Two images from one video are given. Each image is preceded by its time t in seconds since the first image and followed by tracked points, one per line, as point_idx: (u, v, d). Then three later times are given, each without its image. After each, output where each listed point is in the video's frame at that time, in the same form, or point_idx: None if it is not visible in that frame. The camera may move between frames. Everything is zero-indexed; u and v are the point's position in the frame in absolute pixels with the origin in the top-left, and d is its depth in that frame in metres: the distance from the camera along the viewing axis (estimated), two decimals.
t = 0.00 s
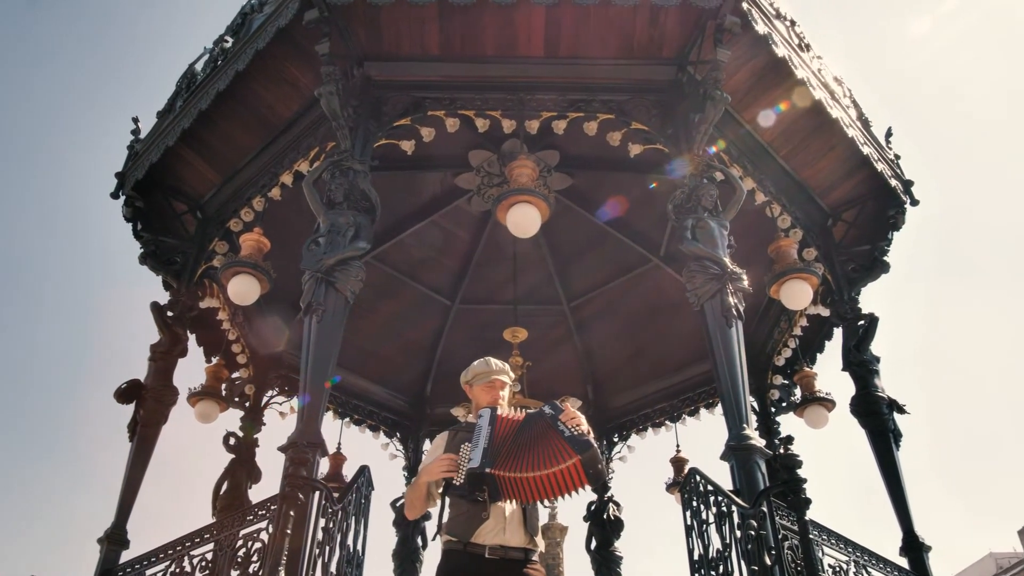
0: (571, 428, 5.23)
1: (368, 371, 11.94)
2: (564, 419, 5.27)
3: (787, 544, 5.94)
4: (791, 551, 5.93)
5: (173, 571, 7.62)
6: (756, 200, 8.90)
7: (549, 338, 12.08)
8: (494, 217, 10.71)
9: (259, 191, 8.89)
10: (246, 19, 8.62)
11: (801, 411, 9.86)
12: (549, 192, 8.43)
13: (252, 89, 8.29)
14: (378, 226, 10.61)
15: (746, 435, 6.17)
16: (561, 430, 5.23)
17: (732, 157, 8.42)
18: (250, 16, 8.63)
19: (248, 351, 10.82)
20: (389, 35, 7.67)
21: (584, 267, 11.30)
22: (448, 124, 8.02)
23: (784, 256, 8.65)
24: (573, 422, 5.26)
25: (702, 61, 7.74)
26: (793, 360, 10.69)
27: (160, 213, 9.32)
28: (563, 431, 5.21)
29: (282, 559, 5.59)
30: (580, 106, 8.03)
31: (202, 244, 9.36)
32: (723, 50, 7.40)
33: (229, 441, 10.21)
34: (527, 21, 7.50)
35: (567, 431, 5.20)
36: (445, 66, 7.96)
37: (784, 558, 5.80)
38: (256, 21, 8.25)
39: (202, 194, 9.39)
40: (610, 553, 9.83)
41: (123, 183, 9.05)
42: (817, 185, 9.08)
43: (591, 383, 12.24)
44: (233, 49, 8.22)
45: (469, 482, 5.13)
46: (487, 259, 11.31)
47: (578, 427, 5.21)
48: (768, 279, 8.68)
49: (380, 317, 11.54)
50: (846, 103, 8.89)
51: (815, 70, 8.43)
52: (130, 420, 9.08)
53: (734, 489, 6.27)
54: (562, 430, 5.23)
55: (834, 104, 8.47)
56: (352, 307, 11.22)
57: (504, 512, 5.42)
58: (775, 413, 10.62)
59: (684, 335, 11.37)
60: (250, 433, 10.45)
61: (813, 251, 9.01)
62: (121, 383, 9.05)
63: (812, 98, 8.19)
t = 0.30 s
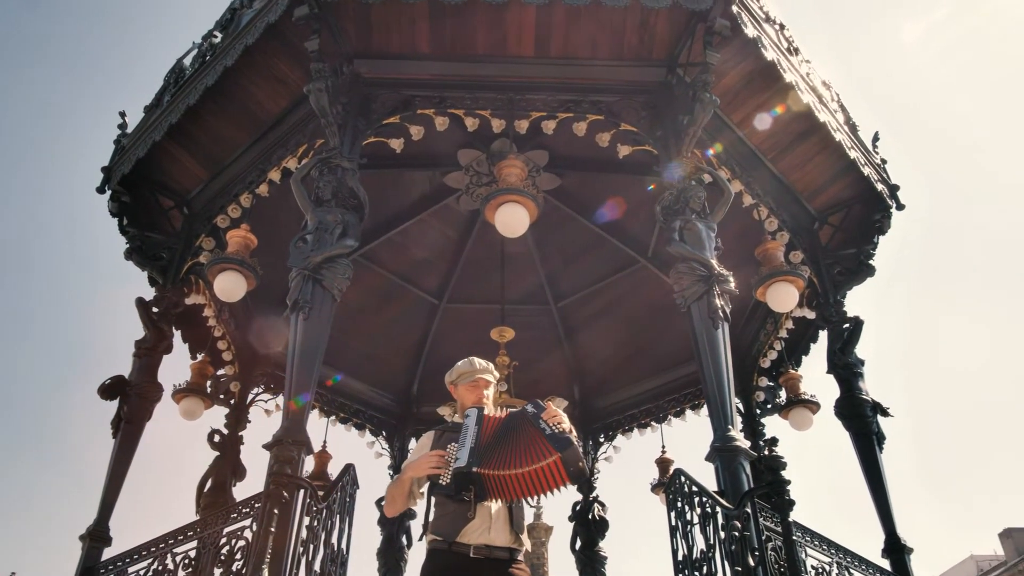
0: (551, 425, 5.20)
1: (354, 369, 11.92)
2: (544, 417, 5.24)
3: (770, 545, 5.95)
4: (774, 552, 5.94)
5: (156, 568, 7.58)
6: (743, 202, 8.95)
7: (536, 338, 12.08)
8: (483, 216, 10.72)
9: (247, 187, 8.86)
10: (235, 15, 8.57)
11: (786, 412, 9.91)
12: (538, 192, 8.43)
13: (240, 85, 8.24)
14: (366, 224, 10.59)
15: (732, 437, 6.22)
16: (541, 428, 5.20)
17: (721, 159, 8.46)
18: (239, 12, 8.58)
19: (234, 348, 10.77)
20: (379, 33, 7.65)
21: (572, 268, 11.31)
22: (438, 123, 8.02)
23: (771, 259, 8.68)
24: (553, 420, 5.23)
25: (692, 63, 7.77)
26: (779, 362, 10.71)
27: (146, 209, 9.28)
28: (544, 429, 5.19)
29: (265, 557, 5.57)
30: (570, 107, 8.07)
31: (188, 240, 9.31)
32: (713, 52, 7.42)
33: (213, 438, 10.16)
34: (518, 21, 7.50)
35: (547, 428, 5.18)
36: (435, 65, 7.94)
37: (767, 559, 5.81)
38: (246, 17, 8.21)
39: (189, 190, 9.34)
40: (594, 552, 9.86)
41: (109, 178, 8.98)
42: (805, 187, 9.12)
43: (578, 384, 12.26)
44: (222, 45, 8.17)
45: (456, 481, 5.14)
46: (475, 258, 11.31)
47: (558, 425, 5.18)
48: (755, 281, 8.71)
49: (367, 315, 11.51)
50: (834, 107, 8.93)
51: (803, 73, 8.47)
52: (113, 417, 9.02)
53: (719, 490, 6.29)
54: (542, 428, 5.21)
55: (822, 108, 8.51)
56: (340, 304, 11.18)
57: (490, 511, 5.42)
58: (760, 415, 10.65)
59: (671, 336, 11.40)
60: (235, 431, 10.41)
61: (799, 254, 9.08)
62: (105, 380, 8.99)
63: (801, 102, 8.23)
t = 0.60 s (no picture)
0: (532, 424, 5.23)
1: (341, 367, 11.88)
2: (526, 416, 5.27)
3: (754, 546, 5.98)
4: (758, 552, 5.97)
5: (139, 566, 7.53)
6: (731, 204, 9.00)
7: (523, 338, 12.09)
8: (471, 216, 10.71)
9: (235, 183, 8.82)
10: (224, 10, 8.53)
11: (772, 414, 9.96)
12: (527, 192, 8.43)
13: (229, 81, 8.20)
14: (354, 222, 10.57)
15: (717, 438, 6.24)
16: (523, 427, 5.23)
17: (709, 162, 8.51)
18: (229, 7, 8.54)
19: (220, 345, 10.71)
20: (369, 31, 7.63)
21: (559, 269, 11.33)
22: (427, 122, 8.01)
23: (757, 261, 8.71)
24: (534, 419, 5.27)
25: (681, 65, 7.79)
26: (765, 364, 10.76)
27: (132, 204, 9.23)
28: (525, 428, 5.22)
29: (249, 555, 5.54)
30: (559, 108, 8.09)
31: (175, 236, 9.27)
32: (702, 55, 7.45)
33: (198, 435, 10.10)
34: (508, 20, 7.50)
35: (529, 427, 5.20)
36: (425, 63, 7.93)
37: (751, 560, 5.84)
38: (235, 13, 8.17)
39: (176, 185, 9.29)
40: (579, 552, 9.88)
41: (95, 173, 8.92)
42: (792, 190, 9.17)
43: (564, 384, 12.29)
44: (211, 40, 8.13)
45: (441, 480, 5.12)
46: (463, 257, 11.30)
47: (540, 423, 5.22)
48: (741, 284, 8.74)
49: (354, 313, 11.48)
50: (822, 111, 8.98)
51: (792, 77, 8.51)
52: (97, 413, 8.96)
53: (704, 491, 6.32)
54: (524, 427, 5.24)
55: (810, 112, 8.56)
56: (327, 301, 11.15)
57: (475, 509, 5.42)
58: (746, 417, 10.73)
59: (658, 337, 11.44)
60: (220, 428, 10.36)
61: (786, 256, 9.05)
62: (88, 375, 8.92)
63: (789, 105, 8.27)
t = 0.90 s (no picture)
0: (513, 427, 5.22)
1: (326, 365, 11.84)
2: (508, 417, 5.27)
3: (736, 547, 6.00)
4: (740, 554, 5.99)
5: (119, 564, 7.47)
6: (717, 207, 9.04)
7: (508, 338, 12.09)
8: (458, 215, 10.70)
9: (220, 179, 8.76)
10: (212, 5, 8.48)
11: (755, 417, 10.01)
12: (514, 192, 8.42)
13: (216, 77, 8.15)
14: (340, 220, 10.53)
15: (700, 439, 6.27)
16: (504, 428, 5.23)
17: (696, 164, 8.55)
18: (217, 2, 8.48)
19: (203, 342, 10.65)
20: (358, 28, 7.60)
21: (545, 269, 11.35)
22: (415, 120, 7.99)
23: (742, 264, 8.75)
24: (516, 421, 5.26)
25: (670, 67, 7.82)
26: (749, 367, 10.83)
27: (117, 199, 9.15)
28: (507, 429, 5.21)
29: (230, 553, 5.51)
30: (547, 108, 8.10)
31: (158, 232, 9.25)
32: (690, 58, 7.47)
33: (180, 432, 10.03)
34: (498, 20, 7.49)
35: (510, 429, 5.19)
36: (414, 62, 7.92)
37: (733, 561, 5.86)
38: (223, 7, 8.12)
39: (161, 180, 9.23)
40: (562, 553, 9.89)
41: (79, 167, 8.84)
42: (778, 194, 9.22)
43: (549, 384, 12.31)
44: (198, 35, 8.07)
45: (424, 478, 5.08)
46: (449, 257, 11.29)
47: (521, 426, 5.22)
48: (726, 287, 8.78)
49: (340, 311, 11.44)
50: (809, 116, 9.03)
51: (779, 81, 8.56)
52: (78, 409, 8.88)
53: (686, 492, 6.34)
54: (505, 428, 5.23)
55: (796, 116, 8.61)
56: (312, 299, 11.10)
57: (457, 508, 5.41)
58: (729, 418, 10.77)
59: (643, 338, 11.47)
60: (203, 425, 10.29)
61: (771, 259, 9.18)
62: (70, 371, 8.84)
63: (776, 109, 8.31)
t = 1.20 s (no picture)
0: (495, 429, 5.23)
1: (312, 363, 11.80)
2: (490, 419, 5.28)
3: (720, 548, 6.02)
4: (723, 555, 6.01)
5: (101, 561, 7.42)
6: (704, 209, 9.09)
7: (495, 337, 12.09)
8: (446, 214, 10.69)
9: (208, 175, 8.72)
10: None
11: (740, 418, 10.06)
12: (503, 192, 8.41)
13: (204, 72, 8.11)
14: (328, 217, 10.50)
15: (686, 441, 6.29)
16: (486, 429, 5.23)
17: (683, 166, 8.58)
18: None
19: (189, 338, 10.59)
20: (348, 26, 7.58)
21: (533, 269, 11.36)
22: (405, 119, 7.98)
23: (729, 266, 8.79)
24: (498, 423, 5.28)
25: (659, 69, 7.84)
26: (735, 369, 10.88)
27: (102, 194, 9.09)
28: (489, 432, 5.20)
29: (213, 551, 5.48)
30: (537, 108, 8.11)
31: (146, 227, 9.20)
32: (680, 60, 7.48)
33: (165, 429, 9.98)
34: (488, 19, 7.48)
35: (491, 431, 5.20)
36: (404, 60, 7.90)
37: (716, 562, 5.88)
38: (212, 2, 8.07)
39: (148, 175, 9.18)
40: (547, 553, 9.90)
41: (65, 161, 8.78)
42: (765, 197, 9.26)
43: (535, 384, 12.33)
44: (187, 30, 8.03)
45: (409, 477, 5.08)
46: (437, 256, 11.27)
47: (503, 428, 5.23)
48: (713, 289, 8.81)
49: (326, 309, 11.41)
50: (796, 119, 9.08)
51: (767, 85, 8.59)
52: (62, 405, 8.81)
53: (671, 493, 6.35)
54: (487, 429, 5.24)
55: (784, 119, 8.64)
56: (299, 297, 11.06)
57: (441, 507, 5.42)
58: (715, 420, 10.79)
59: (629, 339, 11.50)
60: (187, 422, 10.23)
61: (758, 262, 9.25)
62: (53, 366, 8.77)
63: (764, 112, 8.35)
